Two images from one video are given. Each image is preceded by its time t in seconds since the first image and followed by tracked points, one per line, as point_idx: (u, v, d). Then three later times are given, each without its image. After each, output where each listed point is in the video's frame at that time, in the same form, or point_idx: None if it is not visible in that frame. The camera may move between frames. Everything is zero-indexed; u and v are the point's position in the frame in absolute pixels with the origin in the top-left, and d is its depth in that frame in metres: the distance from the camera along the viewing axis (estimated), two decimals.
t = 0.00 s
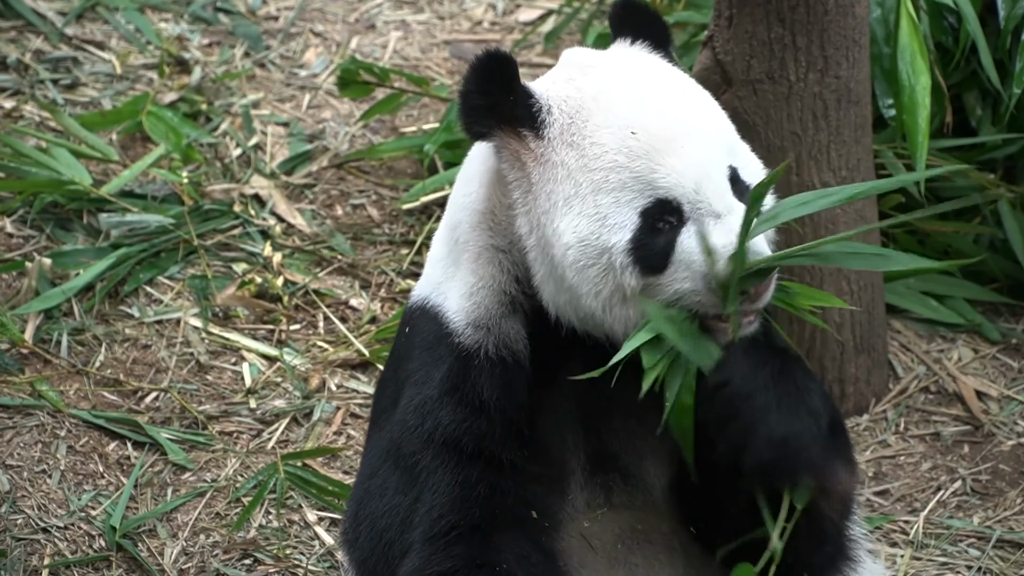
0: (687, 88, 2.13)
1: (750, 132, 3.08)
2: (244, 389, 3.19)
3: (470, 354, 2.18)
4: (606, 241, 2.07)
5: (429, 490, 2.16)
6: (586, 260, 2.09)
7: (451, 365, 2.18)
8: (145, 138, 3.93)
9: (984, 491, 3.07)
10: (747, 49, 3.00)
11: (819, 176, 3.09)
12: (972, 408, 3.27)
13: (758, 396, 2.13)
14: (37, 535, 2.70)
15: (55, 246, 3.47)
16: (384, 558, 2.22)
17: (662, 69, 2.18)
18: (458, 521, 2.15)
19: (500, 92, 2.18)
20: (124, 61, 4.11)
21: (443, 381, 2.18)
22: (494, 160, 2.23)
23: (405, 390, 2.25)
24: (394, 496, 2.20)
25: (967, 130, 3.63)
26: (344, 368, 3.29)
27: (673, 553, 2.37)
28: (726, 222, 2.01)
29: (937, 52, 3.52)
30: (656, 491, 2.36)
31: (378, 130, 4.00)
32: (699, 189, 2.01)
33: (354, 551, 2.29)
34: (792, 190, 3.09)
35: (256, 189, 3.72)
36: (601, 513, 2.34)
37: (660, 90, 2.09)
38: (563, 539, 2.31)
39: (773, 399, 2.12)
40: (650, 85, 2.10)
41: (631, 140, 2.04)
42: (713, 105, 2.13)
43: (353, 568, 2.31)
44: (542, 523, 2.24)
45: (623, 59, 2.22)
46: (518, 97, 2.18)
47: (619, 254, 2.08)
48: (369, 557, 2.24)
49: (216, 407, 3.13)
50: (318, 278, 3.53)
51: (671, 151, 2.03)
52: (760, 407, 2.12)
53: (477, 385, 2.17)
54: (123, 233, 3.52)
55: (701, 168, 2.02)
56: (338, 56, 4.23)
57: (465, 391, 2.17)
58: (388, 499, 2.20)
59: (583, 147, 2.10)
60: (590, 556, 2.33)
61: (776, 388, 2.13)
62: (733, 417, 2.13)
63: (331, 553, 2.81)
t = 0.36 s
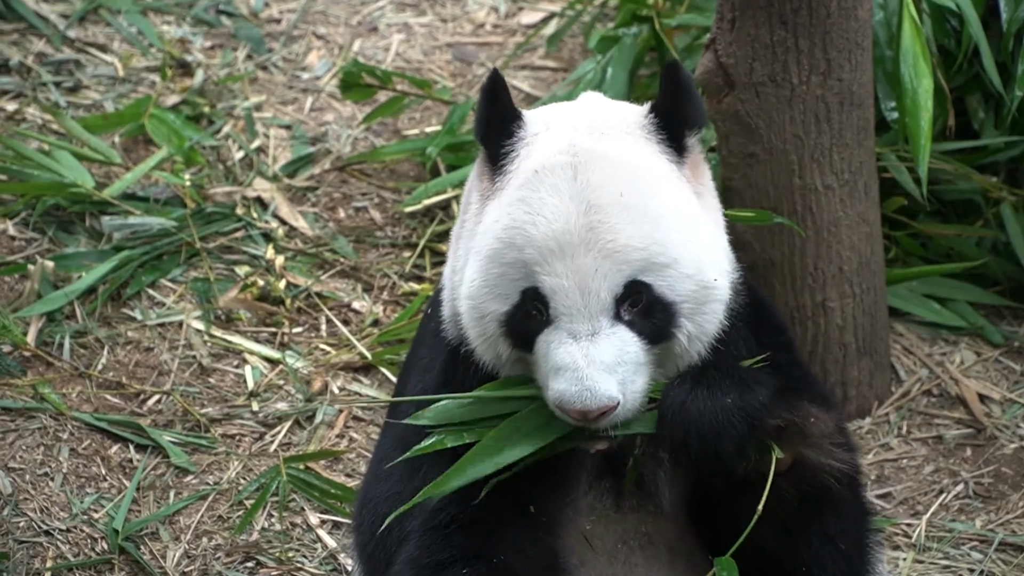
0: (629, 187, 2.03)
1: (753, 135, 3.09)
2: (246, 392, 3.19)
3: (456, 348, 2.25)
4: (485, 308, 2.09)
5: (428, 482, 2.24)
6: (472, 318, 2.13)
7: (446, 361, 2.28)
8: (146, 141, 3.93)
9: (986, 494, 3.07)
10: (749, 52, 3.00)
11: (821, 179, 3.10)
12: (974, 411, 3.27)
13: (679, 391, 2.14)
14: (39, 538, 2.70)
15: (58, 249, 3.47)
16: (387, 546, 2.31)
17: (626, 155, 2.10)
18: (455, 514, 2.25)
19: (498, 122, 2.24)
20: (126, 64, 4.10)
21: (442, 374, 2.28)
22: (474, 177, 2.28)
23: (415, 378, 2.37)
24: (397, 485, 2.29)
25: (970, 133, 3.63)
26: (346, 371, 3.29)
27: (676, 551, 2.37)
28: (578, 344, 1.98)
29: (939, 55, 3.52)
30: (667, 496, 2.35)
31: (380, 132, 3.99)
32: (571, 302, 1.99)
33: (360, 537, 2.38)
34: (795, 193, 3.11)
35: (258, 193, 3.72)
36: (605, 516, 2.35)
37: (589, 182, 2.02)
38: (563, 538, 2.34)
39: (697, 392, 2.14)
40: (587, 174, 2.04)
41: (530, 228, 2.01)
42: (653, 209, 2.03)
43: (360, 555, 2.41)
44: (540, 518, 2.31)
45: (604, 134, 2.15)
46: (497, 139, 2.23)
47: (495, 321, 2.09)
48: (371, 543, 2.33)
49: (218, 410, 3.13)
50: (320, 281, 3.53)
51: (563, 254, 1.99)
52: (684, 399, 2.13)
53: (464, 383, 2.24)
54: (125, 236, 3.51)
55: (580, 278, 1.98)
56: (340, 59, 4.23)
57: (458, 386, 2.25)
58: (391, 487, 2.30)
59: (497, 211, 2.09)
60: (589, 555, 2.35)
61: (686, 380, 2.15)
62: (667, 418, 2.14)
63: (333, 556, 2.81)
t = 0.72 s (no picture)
0: (656, 202, 2.07)
1: (750, 135, 3.09)
2: (244, 393, 3.19)
3: (455, 355, 2.30)
4: (512, 324, 2.12)
5: (391, 477, 2.33)
6: (496, 334, 2.15)
7: (434, 363, 2.34)
8: (144, 141, 3.93)
9: (983, 495, 3.09)
10: (748, 52, 3.01)
11: (819, 179, 3.11)
12: (971, 411, 3.29)
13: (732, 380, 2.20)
14: (36, 539, 2.69)
15: (55, 249, 3.46)
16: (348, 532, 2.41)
17: (651, 169, 2.13)
18: (400, 511, 2.31)
19: (514, 134, 2.23)
20: (123, 65, 4.10)
21: (426, 375, 2.35)
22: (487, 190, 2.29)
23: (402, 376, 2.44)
24: (369, 478, 2.37)
25: (968, 133, 3.63)
26: (343, 371, 3.29)
27: (687, 552, 2.44)
28: (614, 360, 2.02)
29: (937, 56, 3.52)
30: (683, 501, 2.49)
31: (378, 133, 3.99)
32: (606, 317, 2.02)
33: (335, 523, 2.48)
34: (792, 193, 3.12)
35: (256, 193, 3.72)
36: (599, 518, 2.44)
37: (618, 198, 2.06)
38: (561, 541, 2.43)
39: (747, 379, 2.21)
40: (617, 190, 2.07)
41: (561, 245, 2.04)
42: (681, 224, 2.07)
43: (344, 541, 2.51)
44: (486, 528, 2.38)
45: (626, 147, 2.18)
46: (513, 149, 2.22)
47: (521, 337, 2.12)
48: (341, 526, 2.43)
49: (215, 410, 3.13)
50: (317, 282, 3.52)
51: (597, 271, 2.02)
52: (736, 387, 2.19)
53: (450, 391, 2.31)
54: (122, 237, 3.51)
55: (613, 295, 2.02)
56: (338, 59, 4.23)
57: (443, 393, 2.32)
58: (363, 478, 2.39)
59: (522, 228, 2.11)
60: (584, 554, 2.42)
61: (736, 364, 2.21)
62: (716, 407, 2.21)
63: (330, 556, 2.82)
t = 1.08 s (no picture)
0: (674, 195, 2.05)
1: (747, 132, 3.10)
2: (241, 389, 3.19)
3: (466, 365, 2.26)
4: (541, 333, 2.08)
5: (406, 491, 2.29)
6: (523, 344, 2.12)
7: (444, 375, 2.29)
8: (142, 138, 3.92)
9: (981, 491, 3.10)
10: (745, 49, 3.02)
11: (816, 176, 3.11)
12: (969, 408, 3.30)
13: (762, 347, 2.19)
14: (34, 536, 2.69)
15: (53, 246, 3.46)
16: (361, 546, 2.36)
17: (662, 162, 2.10)
18: (421, 523, 2.27)
19: (515, 145, 2.17)
20: (121, 62, 4.10)
21: (436, 388, 2.30)
22: (489, 200, 2.23)
23: (408, 386, 2.39)
24: (380, 492, 2.33)
25: (965, 130, 3.64)
26: (341, 368, 3.29)
27: (693, 539, 2.45)
28: (652, 360, 1.99)
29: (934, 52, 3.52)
30: (690, 491, 2.49)
31: (375, 129, 3.99)
32: (639, 318, 1.99)
33: (347, 539, 2.43)
34: (789, 190, 3.12)
35: (253, 190, 3.71)
36: (603, 513, 2.44)
37: (638, 198, 2.02)
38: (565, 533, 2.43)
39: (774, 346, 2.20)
40: (634, 189, 2.03)
41: (584, 252, 2.00)
42: (698, 214, 2.05)
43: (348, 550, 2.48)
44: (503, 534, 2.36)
45: (631, 143, 2.14)
46: (516, 157, 2.17)
47: (551, 346, 2.09)
48: (352, 541, 2.38)
49: (213, 407, 3.13)
50: (315, 278, 3.52)
51: (624, 273, 1.99)
52: (766, 353, 2.19)
53: (464, 402, 2.27)
54: (120, 233, 3.50)
55: (644, 296, 1.99)
56: (335, 56, 4.23)
57: (456, 402, 2.28)
58: (374, 494, 2.34)
59: (541, 237, 2.06)
60: (591, 547, 2.42)
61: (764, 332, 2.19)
62: (743, 371, 2.19)
63: (328, 553, 2.82)
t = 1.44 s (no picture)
0: (628, 183, 2.07)
1: (745, 129, 3.09)
2: (239, 386, 3.18)
3: (458, 355, 2.27)
4: (498, 320, 2.11)
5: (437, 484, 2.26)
6: (483, 330, 2.15)
7: (444, 365, 2.29)
8: (140, 135, 3.92)
9: (979, 488, 3.12)
10: (743, 46, 2.99)
11: (814, 173, 3.12)
12: (967, 405, 3.32)
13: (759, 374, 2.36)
14: (32, 533, 2.69)
15: (50, 243, 3.46)
16: (402, 552, 2.32)
17: (621, 151, 2.13)
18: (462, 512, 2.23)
19: (480, 135, 2.22)
20: (118, 59, 4.10)
21: (440, 379, 2.29)
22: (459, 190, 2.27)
23: (410, 383, 2.37)
24: (410, 489, 2.29)
25: (963, 127, 3.63)
26: (339, 365, 3.29)
27: (699, 533, 2.41)
28: (602, 347, 2.01)
29: (932, 49, 3.52)
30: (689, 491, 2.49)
31: (373, 127, 3.99)
32: (590, 303, 2.02)
33: (371, 547, 2.38)
34: (787, 187, 3.13)
35: (251, 186, 3.70)
36: (609, 504, 2.44)
37: (590, 183, 2.05)
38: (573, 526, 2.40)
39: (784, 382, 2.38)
40: (588, 176, 2.06)
41: (537, 237, 2.03)
42: (654, 201, 2.07)
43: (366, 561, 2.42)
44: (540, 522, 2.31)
45: (592, 131, 2.17)
46: (481, 145, 2.21)
47: (509, 332, 2.12)
48: (386, 545, 2.34)
49: (211, 404, 3.13)
50: (313, 275, 3.52)
51: (575, 258, 2.01)
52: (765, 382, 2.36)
53: (472, 387, 2.26)
54: (118, 231, 3.50)
55: (594, 282, 2.01)
56: (332, 53, 4.22)
57: (464, 391, 2.27)
58: (403, 493, 2.29)
59: (498, 224, 2.10)
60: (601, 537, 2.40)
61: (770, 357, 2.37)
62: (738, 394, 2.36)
63: (326, 550, 2.82)
